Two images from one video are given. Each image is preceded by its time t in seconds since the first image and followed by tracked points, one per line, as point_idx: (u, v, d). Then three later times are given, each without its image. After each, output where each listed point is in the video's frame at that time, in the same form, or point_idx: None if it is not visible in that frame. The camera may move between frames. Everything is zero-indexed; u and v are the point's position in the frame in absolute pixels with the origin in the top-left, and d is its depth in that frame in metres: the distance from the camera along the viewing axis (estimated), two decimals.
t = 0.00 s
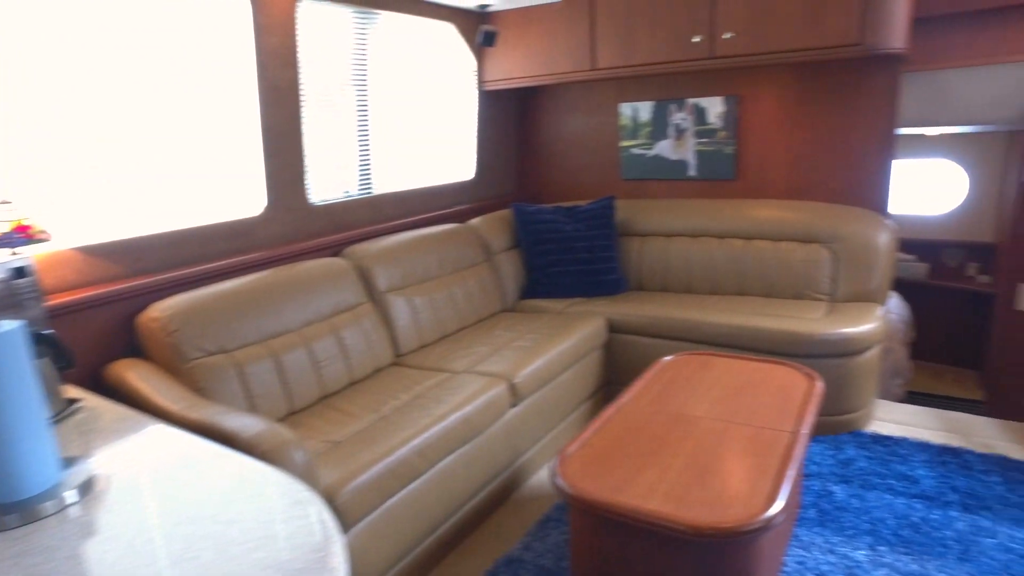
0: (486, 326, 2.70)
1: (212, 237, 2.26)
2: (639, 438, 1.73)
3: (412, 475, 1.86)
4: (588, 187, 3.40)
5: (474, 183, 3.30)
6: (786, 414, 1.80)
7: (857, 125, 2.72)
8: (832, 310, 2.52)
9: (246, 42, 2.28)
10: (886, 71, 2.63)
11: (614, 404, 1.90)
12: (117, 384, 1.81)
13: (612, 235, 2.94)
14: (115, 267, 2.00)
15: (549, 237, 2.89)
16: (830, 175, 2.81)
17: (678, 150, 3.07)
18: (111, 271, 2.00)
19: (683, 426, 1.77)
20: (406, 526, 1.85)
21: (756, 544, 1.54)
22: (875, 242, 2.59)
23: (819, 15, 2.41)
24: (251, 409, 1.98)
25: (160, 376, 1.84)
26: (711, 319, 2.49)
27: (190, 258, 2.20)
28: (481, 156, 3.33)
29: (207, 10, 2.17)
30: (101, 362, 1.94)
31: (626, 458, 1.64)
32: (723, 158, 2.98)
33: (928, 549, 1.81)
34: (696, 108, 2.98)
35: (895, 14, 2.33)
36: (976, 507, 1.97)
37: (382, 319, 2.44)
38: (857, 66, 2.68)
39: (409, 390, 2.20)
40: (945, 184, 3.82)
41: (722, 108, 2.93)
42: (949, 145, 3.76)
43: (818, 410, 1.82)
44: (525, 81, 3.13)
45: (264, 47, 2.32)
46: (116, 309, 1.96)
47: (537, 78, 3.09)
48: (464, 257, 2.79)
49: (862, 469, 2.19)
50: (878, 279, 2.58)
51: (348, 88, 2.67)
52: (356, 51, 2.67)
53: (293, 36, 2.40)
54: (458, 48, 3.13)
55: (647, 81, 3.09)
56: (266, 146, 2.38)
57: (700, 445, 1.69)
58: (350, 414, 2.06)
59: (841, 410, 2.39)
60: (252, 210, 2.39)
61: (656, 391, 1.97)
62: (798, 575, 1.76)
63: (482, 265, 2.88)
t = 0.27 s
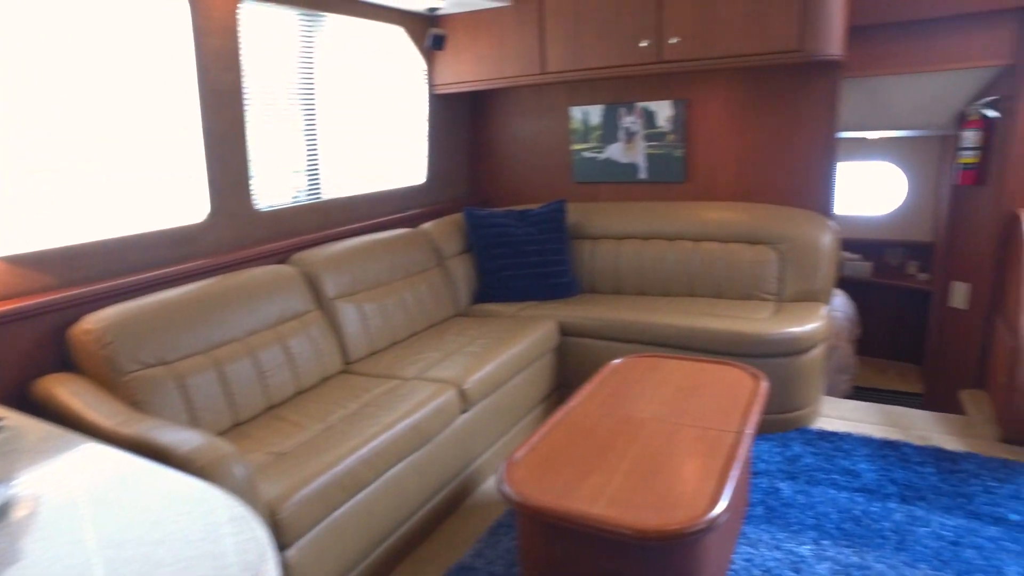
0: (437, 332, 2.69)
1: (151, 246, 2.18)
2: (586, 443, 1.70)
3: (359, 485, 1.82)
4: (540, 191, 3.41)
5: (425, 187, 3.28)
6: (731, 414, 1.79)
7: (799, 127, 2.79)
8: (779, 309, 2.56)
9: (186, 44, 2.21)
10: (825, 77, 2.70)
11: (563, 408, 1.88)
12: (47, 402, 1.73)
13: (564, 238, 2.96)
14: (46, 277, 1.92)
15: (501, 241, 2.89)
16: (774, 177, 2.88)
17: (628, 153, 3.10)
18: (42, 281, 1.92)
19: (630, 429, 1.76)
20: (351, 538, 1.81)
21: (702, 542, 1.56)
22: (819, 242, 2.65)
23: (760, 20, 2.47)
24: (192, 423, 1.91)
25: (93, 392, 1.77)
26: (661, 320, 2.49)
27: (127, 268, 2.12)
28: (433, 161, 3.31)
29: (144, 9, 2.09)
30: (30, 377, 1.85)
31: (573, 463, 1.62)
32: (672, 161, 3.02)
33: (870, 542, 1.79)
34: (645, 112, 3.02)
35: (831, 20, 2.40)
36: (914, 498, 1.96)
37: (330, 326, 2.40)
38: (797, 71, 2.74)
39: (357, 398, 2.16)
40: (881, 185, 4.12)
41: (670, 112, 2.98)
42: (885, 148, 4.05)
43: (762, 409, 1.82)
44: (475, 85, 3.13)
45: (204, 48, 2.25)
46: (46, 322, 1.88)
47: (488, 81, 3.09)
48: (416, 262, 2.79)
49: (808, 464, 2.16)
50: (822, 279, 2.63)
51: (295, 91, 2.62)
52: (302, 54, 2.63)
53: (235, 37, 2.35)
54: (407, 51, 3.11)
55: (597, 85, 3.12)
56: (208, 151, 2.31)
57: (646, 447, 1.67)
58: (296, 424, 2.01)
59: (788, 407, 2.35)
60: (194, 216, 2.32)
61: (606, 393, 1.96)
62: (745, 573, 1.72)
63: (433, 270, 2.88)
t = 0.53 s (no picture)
0: (385, 338, 2.65)
1: (79, 255, 2.08)
2: (528, 450, 1.67)
3: (299, 500, 1.77)
4: (490, 195, 3.40)
5: (373, 193, 3.23)
6: (674, 417, 1.78)
7: (741, 131, 2.85)
8: (724, 310, 2.59)
9: (113, 44, 2.13)
10: (765, 82, 2.76)
11: (507, 415, 1.85)
12: None
13: (513, 242, 2.96)
14: None
15: (448, 246, 2.90)
16: (718, 181, 2.92)
17: (576, 157, 3.12)
18: None
19: (572, 434, 1.73)
20: (290, 554, 1.75)
21: (644, 547, 1.55)
22: (762, 244, 2.70)
23: (699, 26, 2.50)
24: (123, 441, 1.82)
25: (12, 412, 1.67)
26: (608, 323, 2.50)
27: (52, 279, 2.02)
28: (380, 165, 3.28)
29: (66, 8, 2.00)
30: None
31: (514, 472, 1.58)
32: (618, 164, 3.05)
33: (810, 538, 1.80)
34: (592, 116, 3.04)
35: (767, 27, 2.44)
36: (852, 492, 1.98)
37: (272, 335, 2.34)
38: (738, 76, 2.79)
39: (298, 409, 2.11)
40: (824, 186, 4.24)
41: (616, 116, 3.01)
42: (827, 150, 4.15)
43: (705, 410, 1.81)
44: (422, 88, 3.11)
45: (134, 51, 2.18)
46: None
47: (434, 85, 3.07)
48: (363, 268, 2.77)
49: (753, 463, 2.17)
50: (765, 280, 2.67)
51: (234, 94, 2.55)
52: (241, 56, 2.56)
53: (168, 40, 2.27)
54: (352, 55, 3.07)
55: (544, 89, 3.12)
56: (140, 155, 2.22)
57: (589, 452, 1.64)
58: (233, 437, 1.95)
59: (732, 407, 2.38)
60: (128, 224, 2.23)
61: (551, 400, 1.94)
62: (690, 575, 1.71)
63: (381, 276, 2.86)
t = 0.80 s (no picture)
0: (343, 345, 2.62)
1: (20, 263, 1.99)
2: (484, 457, 1.65)
3: (251, 511, 1.71)
4: (452, 198, 3.39)
5: (331, 197, 3.19)
6: (631, 420, 1.76)
7: (698, 133, 2.87)
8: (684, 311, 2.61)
9: (52, 43, 2.05)
10: (722, 86, 2.79)
11: (464, 422, 1.83)
12: None
13: (473, 246, 2.98)
14: None
15: (408, 250, 2.89)
16: (677, 183, 2.95)
17: (536, 160, 3.12)
18: None
19: (530, 439, 1.71)
20: (243, 568, 1.69)
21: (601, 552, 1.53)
22: (721, 245, 2.72)
23: (655, 30, 2.52)
24: (64, 457, 1.74)
25: None
26: (569, 326, 2.49)
27: None
28: (339, 169, 3.24)
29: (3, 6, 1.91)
30: None
31: (469, 480, 1.55)
32: (578, 167, 3.06)
33: (768, 536, 1.81)
34: (552, 119, 3.04)
35: (722, 31, 2.48)
36: (808, 490, 2.00)
37: (226, 343, 2.28)
38: (694, 79, 2.82)
39: (253, 417, 2.06)
40: (782, 188, 4.32)
41: (576, 119, 3.01)
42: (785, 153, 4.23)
43: (662, 412, 1.80)
44: (380, 91, 3.08)
45: (75, 52, 2.10)
46: None
47: (393, 87, 3.04)
48: (320, 273, 2.73)
49: (713, 463, 2.18)
50: (724, 281, 2.70)
51: (184, 96, 2.47)
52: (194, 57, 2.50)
53: (112, 40, 2.20)
54: (308, 57, 3.02)
55: (503, 92, 3.12)
56: (85, 160, 2.14)
57: (545, 458, 1.62)
58: (183, 448, 1.88)
59: (691, 408, 2.39)
60: (70, 230, 2.14)
61: (509, 406, 1.92)
62: None
63: (339, 281, 2.83)
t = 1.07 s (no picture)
0: (299, 352, 2.55)
1: None
2: (443, 466, 1.60)
3: (198, 529, 1.63)
4: (413, 200, 3.35)
5: (287, 201, 3.11)
6: (591, 425, 1.74)
7: (658, 134, 2.87)
8: (645, 312, 2.61)
9: None
10: (681, 88, 2.80)
11: (421, 429, 1.79)
12: None
13: (433, 249, 2.94)
14: None
15: (367, 253, 2.83)
16: (638, 184, 2.95)
17: (497, 161, 3.10)
18: None
19: (489, 447, 1.67)
20: None
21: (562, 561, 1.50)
22: (681, 246, 2.73)
23: (614, 31, 2.51)
24: None
25: None
26: (531, 329, 2.46)
27: None
28: (295, 171, 3.16)
29: None
30: None
31: (425, 490, 1.51)
32: (539, 168, 3.04)
33: (730, 538, 1.80)
34: (512, 120, 3.02)
35: (679, 33, 2.48)
36: (770, 489, 2.01)
37: (175, 353, 2.19)
38: (653, 81, 2.82)
39: (203, 429, 1.97)
40: (743, 189, 4.38)
41: (536, 120, 2.99)
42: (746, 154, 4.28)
43: (622, 417, 1.78)
44: (337, 92, 3.02)
45: (7, 48, 1.99)
46: None
47: (350, 89, 2.98)
48: (276, 279, 2.66)
49: (675, 465, 2.17)
50: (685, 281, 2.70)
51: (129, 95, 2.37)
52: (139, 55, 2.39)
53: (48, 36, 2.09)
54: (262, 57, 2.94)
55: (463, 93, 3.10)
56: (19, 161, 2.03)
57: (504, 466, 1.58)
58: (127, 464, 1.79)
59: (652, 410, 2.39)
60: (4, 237, 2.03)
61: (468, 412, 1.88)
62: None
63: (296, 287, 2.75)
